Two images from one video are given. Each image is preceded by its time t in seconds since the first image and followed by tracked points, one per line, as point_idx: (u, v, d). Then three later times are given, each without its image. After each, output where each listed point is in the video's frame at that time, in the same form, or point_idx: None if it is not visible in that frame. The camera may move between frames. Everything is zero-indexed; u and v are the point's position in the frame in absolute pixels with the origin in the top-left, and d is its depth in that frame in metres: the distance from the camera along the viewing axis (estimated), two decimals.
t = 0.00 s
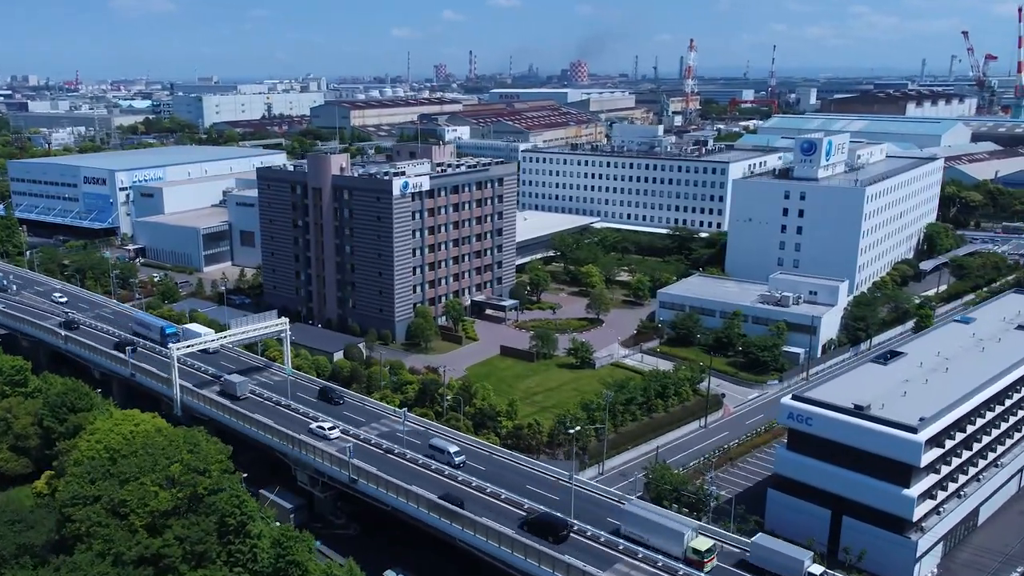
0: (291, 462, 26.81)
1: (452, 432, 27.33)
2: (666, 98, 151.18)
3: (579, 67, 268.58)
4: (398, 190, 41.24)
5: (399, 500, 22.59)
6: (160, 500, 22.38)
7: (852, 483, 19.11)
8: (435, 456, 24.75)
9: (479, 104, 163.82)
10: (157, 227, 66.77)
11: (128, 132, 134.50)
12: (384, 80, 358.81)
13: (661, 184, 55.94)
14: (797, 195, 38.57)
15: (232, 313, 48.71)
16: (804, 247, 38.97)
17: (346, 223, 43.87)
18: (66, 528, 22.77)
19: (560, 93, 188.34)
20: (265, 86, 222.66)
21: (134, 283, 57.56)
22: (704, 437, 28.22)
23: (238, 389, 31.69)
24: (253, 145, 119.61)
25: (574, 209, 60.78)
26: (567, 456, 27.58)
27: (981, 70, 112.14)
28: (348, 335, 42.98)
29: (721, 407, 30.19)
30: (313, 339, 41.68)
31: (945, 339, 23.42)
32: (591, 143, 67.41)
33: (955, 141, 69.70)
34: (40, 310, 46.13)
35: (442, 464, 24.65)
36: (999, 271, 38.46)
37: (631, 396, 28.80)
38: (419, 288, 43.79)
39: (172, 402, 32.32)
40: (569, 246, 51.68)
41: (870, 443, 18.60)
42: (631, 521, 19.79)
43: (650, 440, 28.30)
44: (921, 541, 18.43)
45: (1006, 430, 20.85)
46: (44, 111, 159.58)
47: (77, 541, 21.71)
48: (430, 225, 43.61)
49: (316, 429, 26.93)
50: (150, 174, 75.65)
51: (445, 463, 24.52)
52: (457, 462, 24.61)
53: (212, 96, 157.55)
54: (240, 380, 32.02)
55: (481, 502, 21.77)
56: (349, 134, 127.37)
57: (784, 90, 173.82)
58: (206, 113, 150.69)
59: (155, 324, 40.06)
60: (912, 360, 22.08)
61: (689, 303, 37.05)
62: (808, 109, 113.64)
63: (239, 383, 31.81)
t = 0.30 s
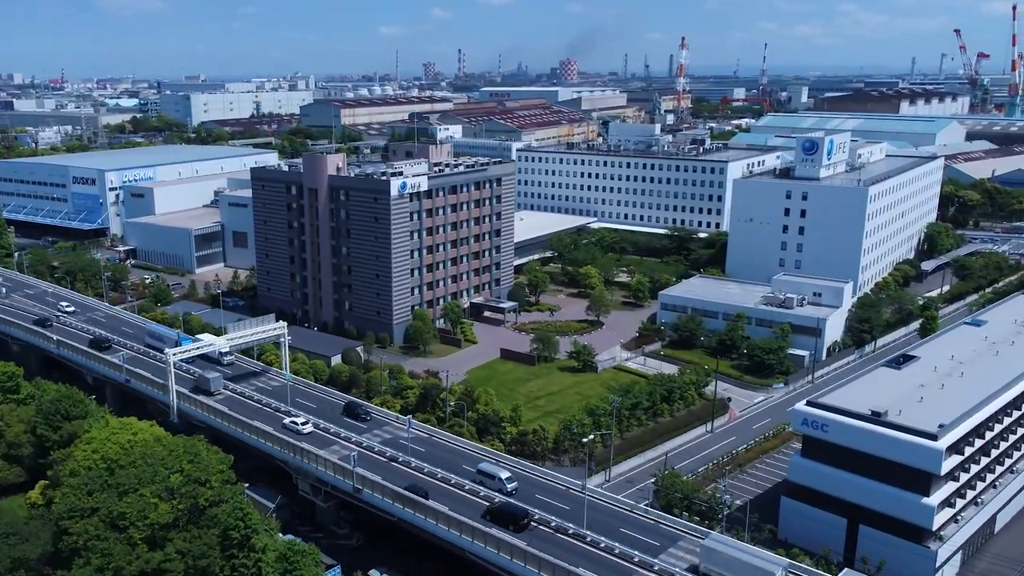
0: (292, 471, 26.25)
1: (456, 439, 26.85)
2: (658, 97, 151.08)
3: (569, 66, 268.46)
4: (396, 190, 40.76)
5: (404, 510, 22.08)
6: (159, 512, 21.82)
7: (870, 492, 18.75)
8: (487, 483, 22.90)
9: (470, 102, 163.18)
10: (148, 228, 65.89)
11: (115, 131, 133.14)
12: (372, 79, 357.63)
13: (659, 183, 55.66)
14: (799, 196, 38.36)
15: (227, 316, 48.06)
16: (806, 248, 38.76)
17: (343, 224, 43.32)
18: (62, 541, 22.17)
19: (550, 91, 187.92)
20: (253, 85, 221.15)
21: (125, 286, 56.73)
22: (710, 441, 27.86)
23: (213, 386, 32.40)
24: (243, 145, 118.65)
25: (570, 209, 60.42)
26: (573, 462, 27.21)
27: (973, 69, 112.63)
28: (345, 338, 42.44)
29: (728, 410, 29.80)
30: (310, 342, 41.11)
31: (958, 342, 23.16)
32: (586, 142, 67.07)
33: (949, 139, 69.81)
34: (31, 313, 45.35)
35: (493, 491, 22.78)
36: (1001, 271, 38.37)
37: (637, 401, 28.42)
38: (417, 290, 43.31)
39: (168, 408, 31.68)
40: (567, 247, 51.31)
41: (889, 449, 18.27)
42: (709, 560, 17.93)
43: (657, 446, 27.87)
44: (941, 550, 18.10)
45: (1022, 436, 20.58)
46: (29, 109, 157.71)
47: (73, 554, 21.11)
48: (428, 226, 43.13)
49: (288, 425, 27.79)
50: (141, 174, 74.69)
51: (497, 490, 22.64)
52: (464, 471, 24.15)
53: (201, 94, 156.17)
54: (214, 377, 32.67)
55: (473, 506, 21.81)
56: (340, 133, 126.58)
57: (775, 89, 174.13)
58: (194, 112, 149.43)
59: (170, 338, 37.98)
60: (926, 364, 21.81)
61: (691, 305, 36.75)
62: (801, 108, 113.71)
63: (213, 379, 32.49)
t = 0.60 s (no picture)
0: (293, 480, 25.77)
1: (461, 445, 26.42)
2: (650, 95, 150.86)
3: (558, 63, 268.20)
4: (394, 191, 40.27)
5: (411, 520, 21.62)
6: (160, 525, 21.32)
7: (889, 501, 18.42)
8: (546, 512, 21.23)
9: (460, 101, 162.32)
10: (139, 229, 65.00)
11: (102, 130, 131.65)
12: (361, 77, 355.65)
13: (656, 183, 55.37)
14: (801, 195, 38.13)
15: (221, 319, 47.40)
16: (808, 248, 38.53)
17: (340, 225, 42.78)
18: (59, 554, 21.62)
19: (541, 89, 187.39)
20: (241, 83, 219.46)
21: (117, 288, 55.89)
22: (717, 446, 27.52)
23: (187, 380, 33.13)
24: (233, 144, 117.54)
25: (566, 209, 60.05)
26: (579, 468, 26.81)
27: (965, 67, 112.87)
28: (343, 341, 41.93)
29: (734, 415, 29.46)
30: (308, 346, 40.56)
31: (970, 345, 22.94)
32: (582, 141, 66.67)
33: (944, 138, 69.86)
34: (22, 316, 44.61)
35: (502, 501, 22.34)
36: (1003, 271, 38.29)
37: (643, 405, 28.04)
38: (415, 292, 42.83)
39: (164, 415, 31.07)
40: (565, 247, 50.94)
41: (908, 457, 17.97)
42: None
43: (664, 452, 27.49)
44: (961, 560, 17.82)
45: None
46: (14, 108, 155.73)
47: (71, 568, 20.57)
48: (426, 227, 42.65)
49: (263, 421, 28.81)
50: (131, 173, 73.69)
51: (557, 520, 21.00)
52: (471, 480, 23.74)
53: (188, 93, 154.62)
54: (187, 372, 33.40)
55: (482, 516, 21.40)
56: (331, 131, 125.69)
57: (766, 87, 174.32)
58: (182, 111, 147.98)
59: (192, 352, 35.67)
60: (941, 368, 21.55)
61: (693, 307, 36.44)
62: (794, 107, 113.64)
63: (187, 374, 33.20)
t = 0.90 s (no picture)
0: (294, 489, 25.27)
1: (467, 453, 26.01)
2: (641, 94, 150.74)
3: (547, 62, 267.61)
4: (393, 191, 39.80)
5: (419, 531, 21.15)
6: (160, 539, 20.79)
7: (903, 509, 18.17)
8: (618, 547, 19.44)
9: (451, 100, 161.64)
10: (130, 230, 64.14)
11: (89, 130, 130.09)
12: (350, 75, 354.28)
13: (653, 183, 55.10)
14: (803, 195, 37.89)
15: (215, 322, 46.73)
16: (810, 249, 38.32)
17: (336, 226, 42.24)
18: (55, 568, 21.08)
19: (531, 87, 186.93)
20: (229, 82, 217.90)
21: (108, 291, 55.03)
22: (724, 451, 27.20)
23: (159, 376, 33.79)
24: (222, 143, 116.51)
25: (563, 209, 59.67)
26: (585, 475, 26.39)
27: (957, 66, 113.30)
28: (340, 345, 41.36)
29: (740, 419, 29.12)
30: (306, 349, 40.00)
31: (984, 349, 22.71)
32: (578, 141, 66.31)
33: (939, 136, 69.95)
34: (13, 320, 43.77)
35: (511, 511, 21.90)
36: (1004, 272, 38.24)
37: (648, 410, 27.67)
38: (414, 294, 42.34)
39: (160, 422, 30.44)
40: (563, 248, 50.56)
41: (929, 465, 17.68)
42: None
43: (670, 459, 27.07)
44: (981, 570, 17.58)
45: None
46: None
47: None
48: (424, 228, 42.19)
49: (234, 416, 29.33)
50: (120, 173, 72.72)
51: (630, 556, 19.27)
52: (480, 489, 23.31)
53: (176, 92, 153.20)
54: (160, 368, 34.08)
55: (491, 527, 21.01)
56: (321, 130, 124.80)
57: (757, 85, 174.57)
58: (169, 109, 146.52)
59: (209, 366, 33.64)
60: (955, 372, 21.31)
61: (695, 310, 36.12)
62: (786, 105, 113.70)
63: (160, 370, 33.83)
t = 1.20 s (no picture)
0: (297, 501, 24.75)
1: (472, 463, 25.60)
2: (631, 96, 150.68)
3: (535, 62, 267.24)
4: (391, 195, 39.34)
5: (427, 546, 20.71)
6: (162, 555, 20.30)
7: (924, 520, 17.90)
8: None
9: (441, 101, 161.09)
10: (121, 234, 63.29)
11: (75, 131, 128.65)
12: (338, 76, 352.61)
13: (650, 186, 54.86)
14: (804, 198, 37.70)
15: (209, 327, 46.10)
16: (811, 252, 38.13)
17: (333, 230, 41.73)
18: None
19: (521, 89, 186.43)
20: (217, 83, 216.33)
21: (99, 295, 54.25)
22: (731, 459, 26.90)
23: (132, 376, 34.45)
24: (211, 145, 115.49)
25: (559, 212, 59.33)
26: (593, 485, 25.96)
27: (948, 67, 113.67)
28: (338, 351, 40.84)
29: (746, 425, 28.85)
30: (303, 355, 39.45)
31: (997, 355, 22.53)
32: (573, 143, 65.99)
33: (933, 138, 70.11)
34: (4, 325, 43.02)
35: (521, 524, 21.51)
36: (1005, 276, 38.19)
37: (655, 417, 27.36)
38: (412, 299, 41.88)
39: (157, 431, 29.79)
40: (561, 252, 50.40)
41: (950, 476, 17.42)
42: None
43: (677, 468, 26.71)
44: None
45: None
46: None
47: None
48: (423, 232, 41.74)
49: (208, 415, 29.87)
50: (110, 175, 71.81)
51: None
52: (488, 501, 22.91)
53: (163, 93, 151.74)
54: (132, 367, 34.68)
55: (501, 541, 20.63)
56: (312, 132, 123.98)
57: (747, 87, 174.88)
58: (157, 111, 145.14)
59: (233, 384, 31.53)
60: (970, 379, 21.10)
61: (697, 314, 35.85)
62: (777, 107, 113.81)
63: (133, 369, 34.49)
